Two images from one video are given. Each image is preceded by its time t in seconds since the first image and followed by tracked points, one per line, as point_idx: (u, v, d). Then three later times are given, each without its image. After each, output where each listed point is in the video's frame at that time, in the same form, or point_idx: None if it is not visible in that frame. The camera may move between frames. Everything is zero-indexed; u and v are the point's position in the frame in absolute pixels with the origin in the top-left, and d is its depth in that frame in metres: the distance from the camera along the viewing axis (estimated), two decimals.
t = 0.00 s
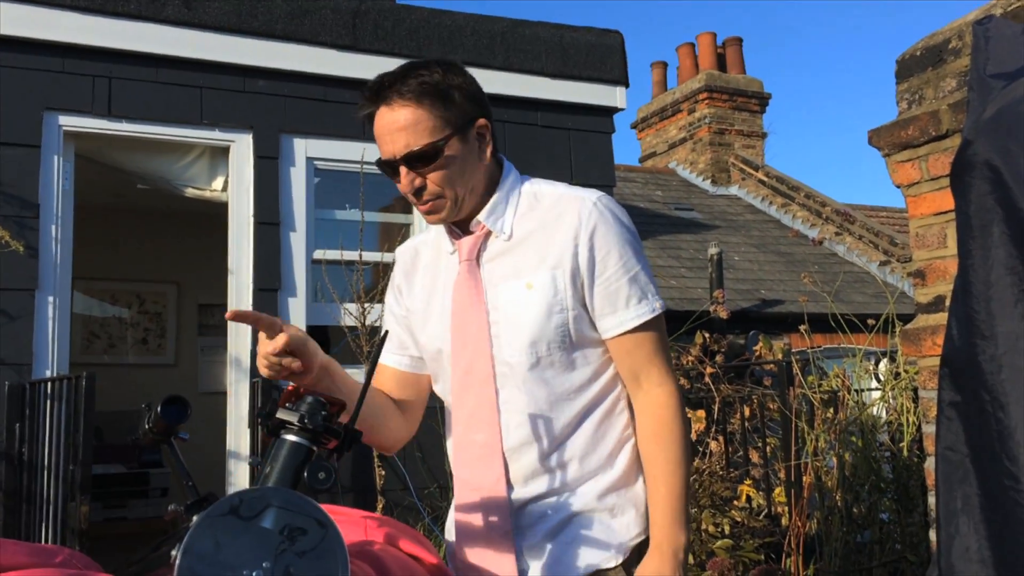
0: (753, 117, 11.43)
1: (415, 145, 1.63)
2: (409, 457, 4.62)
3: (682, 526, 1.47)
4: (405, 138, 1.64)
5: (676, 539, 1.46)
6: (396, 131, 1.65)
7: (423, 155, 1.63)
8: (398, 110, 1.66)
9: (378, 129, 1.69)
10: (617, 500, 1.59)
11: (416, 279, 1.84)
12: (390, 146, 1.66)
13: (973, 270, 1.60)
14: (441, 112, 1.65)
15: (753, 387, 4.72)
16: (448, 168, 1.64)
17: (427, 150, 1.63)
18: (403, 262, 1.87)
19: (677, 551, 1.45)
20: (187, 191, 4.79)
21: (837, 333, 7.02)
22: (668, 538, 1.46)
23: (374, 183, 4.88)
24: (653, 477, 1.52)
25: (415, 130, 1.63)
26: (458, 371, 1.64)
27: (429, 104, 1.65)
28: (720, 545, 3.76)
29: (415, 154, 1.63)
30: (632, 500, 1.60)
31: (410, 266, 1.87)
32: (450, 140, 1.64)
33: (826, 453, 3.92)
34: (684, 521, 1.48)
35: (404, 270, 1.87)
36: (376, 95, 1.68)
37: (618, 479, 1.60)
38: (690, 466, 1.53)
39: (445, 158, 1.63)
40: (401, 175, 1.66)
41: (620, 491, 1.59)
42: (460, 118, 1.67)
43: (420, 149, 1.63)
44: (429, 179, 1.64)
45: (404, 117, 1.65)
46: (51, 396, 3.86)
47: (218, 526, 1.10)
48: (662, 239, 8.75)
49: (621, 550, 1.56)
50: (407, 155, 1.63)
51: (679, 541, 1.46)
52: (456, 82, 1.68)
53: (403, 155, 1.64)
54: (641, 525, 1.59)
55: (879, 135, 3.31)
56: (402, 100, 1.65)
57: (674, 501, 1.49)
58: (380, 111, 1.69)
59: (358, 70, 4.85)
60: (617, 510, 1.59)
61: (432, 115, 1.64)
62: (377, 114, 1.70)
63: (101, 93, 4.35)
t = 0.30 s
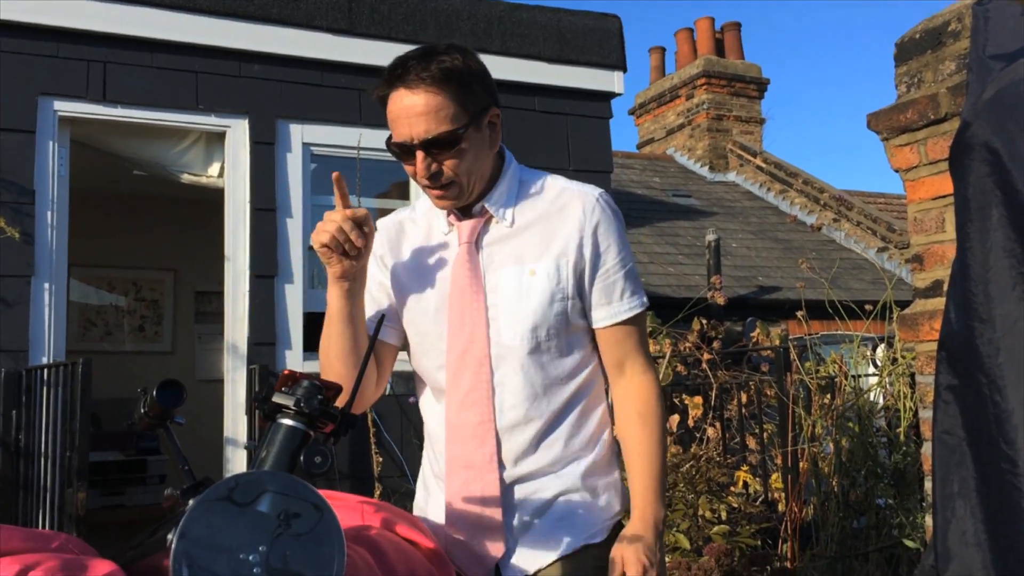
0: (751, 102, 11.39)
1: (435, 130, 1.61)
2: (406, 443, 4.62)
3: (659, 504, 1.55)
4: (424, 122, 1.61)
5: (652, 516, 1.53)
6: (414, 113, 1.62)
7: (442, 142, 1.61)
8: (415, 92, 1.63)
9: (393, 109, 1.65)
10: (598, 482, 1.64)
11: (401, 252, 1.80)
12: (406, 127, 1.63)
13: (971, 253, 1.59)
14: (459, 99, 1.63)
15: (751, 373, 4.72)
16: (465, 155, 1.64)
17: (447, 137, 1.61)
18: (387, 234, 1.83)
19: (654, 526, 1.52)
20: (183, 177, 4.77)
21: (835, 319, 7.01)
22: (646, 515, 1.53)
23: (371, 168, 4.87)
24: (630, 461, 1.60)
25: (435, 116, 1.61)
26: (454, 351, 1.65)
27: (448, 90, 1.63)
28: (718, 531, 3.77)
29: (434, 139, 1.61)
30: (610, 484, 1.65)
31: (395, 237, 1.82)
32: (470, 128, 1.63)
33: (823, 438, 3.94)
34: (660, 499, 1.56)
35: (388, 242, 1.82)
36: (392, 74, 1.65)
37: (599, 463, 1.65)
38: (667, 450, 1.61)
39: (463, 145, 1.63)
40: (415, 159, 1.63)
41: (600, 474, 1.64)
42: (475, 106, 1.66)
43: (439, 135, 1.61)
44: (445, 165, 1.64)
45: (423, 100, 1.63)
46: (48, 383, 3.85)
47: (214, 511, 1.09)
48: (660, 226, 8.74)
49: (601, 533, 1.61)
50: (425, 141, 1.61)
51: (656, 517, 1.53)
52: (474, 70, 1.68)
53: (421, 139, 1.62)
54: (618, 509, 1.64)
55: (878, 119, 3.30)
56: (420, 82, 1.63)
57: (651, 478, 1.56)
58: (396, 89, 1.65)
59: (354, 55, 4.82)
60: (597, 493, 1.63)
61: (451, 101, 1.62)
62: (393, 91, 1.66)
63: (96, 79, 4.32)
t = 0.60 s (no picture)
0: (761, 82, 11.31)
1: (448, 119, 1.61)
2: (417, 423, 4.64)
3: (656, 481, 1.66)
4: (438, 111, 1.62)
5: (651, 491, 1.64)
6: (428, 101, 1.62)
7: (455, 131, 1.62)
8: (431, 82, 1.64)
9: (406, 96, 1.66)
10: (592, 464, 1.71)
11: (401, 244, 1.79)
12: (420, 115, 1.63)
13: (987, 231, 1.58)
14: (474, 91, 1.64)
15: (761, 353, 4.71)
16: (477, 146, 1.64)
17: (460, 127, 1.62)
18: (386, 226, 1.81)
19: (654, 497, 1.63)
20: (194, 159, 4.77)
21: (846, 299, 6.99)
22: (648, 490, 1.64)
23: (381, 150, 4.86)
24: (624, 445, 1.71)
25: (450, 107, 1.61)
26: (463, 342, 1.67)
27: (462, 82, 1.64)
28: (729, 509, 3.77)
29: (449, 129, 1.61)
30: (600, 464, 1.73)
31: (394, 229, 1.81)
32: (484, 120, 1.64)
33: (834, 418, 3.94)
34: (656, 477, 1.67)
35: (387, 234, 1.80)
36: (408, 63, 1.65)
37: (590, 445, 1.72)
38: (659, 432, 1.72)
39: (476, 136, 1.64)
40: (428, 148, 1.63)
41: (593, 456, 1.72)
42: (488, 100, 1.67)
43: (453, 125, 1.61)
44: (457, 155, 1.64)
45: (439, 90, 1.63)
46: (62, 365, 3.87)
47: (229, 490, 1.10)
48: (670, 206, 8.72)
49: (596, 511, 1.68)
50: (440, 130, 1.61)
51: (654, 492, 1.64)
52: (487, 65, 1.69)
53: (434, 128, 1.62)
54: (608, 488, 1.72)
55: (891, 97, 3.27)
56: (435, 72, 1.63)
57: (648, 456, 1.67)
58: (411, 78, 1.65)
59: (363, 36, 4.81)
60: (591, 473, 1.70)
61: (465, 93, 1.63)
62: (407, 80, 1.66)
63: (105, 62, 4.32)
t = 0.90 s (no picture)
0: (765, 75, 11.29)
1: (449, 94, 1.68)
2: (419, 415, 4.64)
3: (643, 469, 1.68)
4: (439, 88, 1.69)
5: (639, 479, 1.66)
6: (430, 80, 1.70)
7: (456, 105, 1.68)
8: (435, 62, 1.72)
9: (410, 78, 1.74)
10: (582, 454, 1.73)
11: (397, 237, 1.79)
12: (422, 93, 1.70)
13: (994, 224, 1.57)
14: (476, 73, 1.72)
15: (764, 346, 4.71)
16: (477, 124, 1.70)
17: (461, 101, 1.68)
18: (382, 221, 1.80)
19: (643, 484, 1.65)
20: (197, 149, 4.77)
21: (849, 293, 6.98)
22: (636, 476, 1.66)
23: (384, 141, 4.85)
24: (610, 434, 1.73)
25: (453, 82, 1.69)
26: (459, 325, 1.67)
27: (463, 63, 1.72)
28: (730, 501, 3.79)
29: (451, 103, 1.68)
30: (593, 457, 1.74)
31: (389, 224, 1.81)
32: (484, 99, 1.71)
33: (837, 412, 3.93)
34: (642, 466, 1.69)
35: (382, 227, 1.80)
36: (413, 48, 1.74)
37: (580, 436, 1.74)
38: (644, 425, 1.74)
39: (476, 114, 1.70)
40: (430, 123, 1.69)
41: (583, 447, 1.73)
42: (489, 84, 1.74)
43: (454, 99, 1.68)
44: (456, 131, 1.69)
45: (443, 69, 1.71)
46: (64, 354, 3.87)
47: (235, 480, 1.09)
48: (673, 199, 8.70)
49: (589, 502, 1.69)
50: (442, 104, 1.68)
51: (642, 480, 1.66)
52: (487, 56, 1.78)
53: (435, 103, 1.69)
54: (599, 480, 1.73)
55: (897, 90, 3.26)
56: (439, 53, 1.72)
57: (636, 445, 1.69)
58: (415, 61, 1.74)
59: (368, 26, 4.80)
60: (583, 464, 1.71)
61: (467, 72, 1.71)
62: (411, 64, 1.75)
63: (109, 51, 4.31)
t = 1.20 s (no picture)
0: (771, 70, 11.26)
1: (445, 88, 1.70)
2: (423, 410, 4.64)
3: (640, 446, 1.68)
4: (435, 82, 1.71)
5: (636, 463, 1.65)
6: (426, 75, 1.72)
7: (452, 98, 1.69)
8: (433, 58, 1.73)
9: (408, 74, 1.75)
10: (579, 446, 1.71)
11: (397, 233, 1.80)
12: (419, 88, 1.72)
13: (1002, 220, 1.56)
14: (472, 67, 1.73)
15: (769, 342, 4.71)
16: (474, 117, 1.71)
17: (456, 95, 1.70)
18: (383, 218, 1.81)
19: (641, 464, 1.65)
20: (202, 144, 4.77)
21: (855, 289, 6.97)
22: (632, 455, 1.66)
23: (389, 136, 4.85)
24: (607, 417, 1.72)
25: (450, 76, 1.70)
26: (453, 317, 1.67)
27: (460, 58, 1.73)
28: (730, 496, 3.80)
29: (448, 96, 1.70)
30: (589, 452, 1.73)
31: (389, 221, 1.81)
32: (481, 93, 1.72)
33: (842, 407, 3.93)
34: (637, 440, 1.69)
35: (382, 224, 1.81)
36: (411, 45, 1.76)
37: (578, 428, 1.72)
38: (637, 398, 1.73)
39: (473, 107, 1.71)
40: (428, 116, 1.70)
41: (580, 439, 1.72)
42: (486, 79, 1.75)
43: (450, 93, 1.69)
44: (453, 124, 1.70)
45: (440, 65, 1.72)
46: (69, 348, 3.88)
47: (241, 474, 1.09)
48: (677, 195, 8.69)
49: (583, 495, 1.68)
50: (438, 97, 1.70)
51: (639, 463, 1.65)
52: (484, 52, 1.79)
53: (431, 97, 1.70)
54: (597, 473, 1.72)
55: (905, 85, 3.25)
56: (436, 49, 1.74)
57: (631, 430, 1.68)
58: (413, 57, 1.76)
59: (373, 21, 4.79)
60: (580, 458, 1.70)
61: (464, 67, 1.72)
62: (409, 61, 1.77)
63: (114, 45, 4.31)
